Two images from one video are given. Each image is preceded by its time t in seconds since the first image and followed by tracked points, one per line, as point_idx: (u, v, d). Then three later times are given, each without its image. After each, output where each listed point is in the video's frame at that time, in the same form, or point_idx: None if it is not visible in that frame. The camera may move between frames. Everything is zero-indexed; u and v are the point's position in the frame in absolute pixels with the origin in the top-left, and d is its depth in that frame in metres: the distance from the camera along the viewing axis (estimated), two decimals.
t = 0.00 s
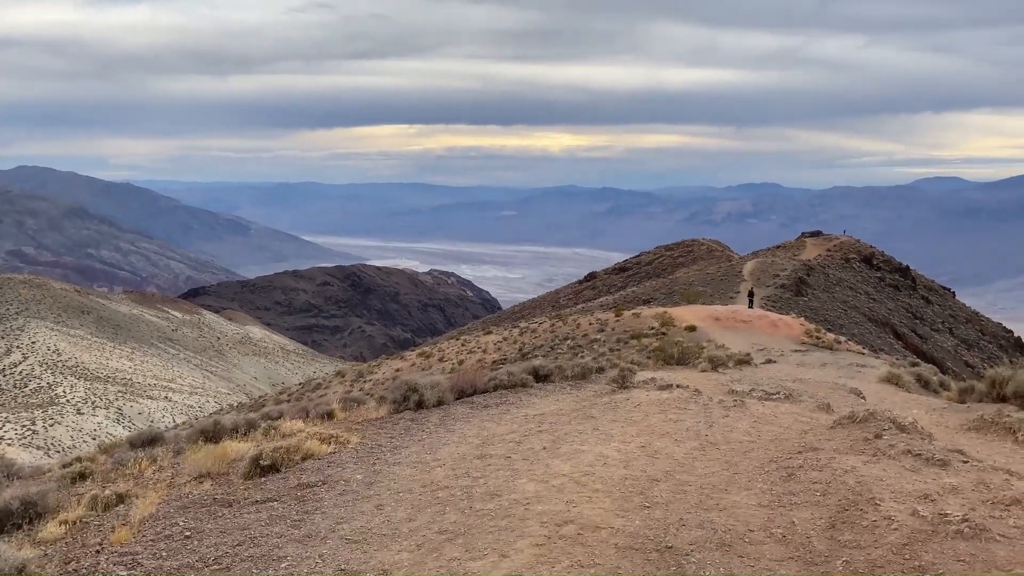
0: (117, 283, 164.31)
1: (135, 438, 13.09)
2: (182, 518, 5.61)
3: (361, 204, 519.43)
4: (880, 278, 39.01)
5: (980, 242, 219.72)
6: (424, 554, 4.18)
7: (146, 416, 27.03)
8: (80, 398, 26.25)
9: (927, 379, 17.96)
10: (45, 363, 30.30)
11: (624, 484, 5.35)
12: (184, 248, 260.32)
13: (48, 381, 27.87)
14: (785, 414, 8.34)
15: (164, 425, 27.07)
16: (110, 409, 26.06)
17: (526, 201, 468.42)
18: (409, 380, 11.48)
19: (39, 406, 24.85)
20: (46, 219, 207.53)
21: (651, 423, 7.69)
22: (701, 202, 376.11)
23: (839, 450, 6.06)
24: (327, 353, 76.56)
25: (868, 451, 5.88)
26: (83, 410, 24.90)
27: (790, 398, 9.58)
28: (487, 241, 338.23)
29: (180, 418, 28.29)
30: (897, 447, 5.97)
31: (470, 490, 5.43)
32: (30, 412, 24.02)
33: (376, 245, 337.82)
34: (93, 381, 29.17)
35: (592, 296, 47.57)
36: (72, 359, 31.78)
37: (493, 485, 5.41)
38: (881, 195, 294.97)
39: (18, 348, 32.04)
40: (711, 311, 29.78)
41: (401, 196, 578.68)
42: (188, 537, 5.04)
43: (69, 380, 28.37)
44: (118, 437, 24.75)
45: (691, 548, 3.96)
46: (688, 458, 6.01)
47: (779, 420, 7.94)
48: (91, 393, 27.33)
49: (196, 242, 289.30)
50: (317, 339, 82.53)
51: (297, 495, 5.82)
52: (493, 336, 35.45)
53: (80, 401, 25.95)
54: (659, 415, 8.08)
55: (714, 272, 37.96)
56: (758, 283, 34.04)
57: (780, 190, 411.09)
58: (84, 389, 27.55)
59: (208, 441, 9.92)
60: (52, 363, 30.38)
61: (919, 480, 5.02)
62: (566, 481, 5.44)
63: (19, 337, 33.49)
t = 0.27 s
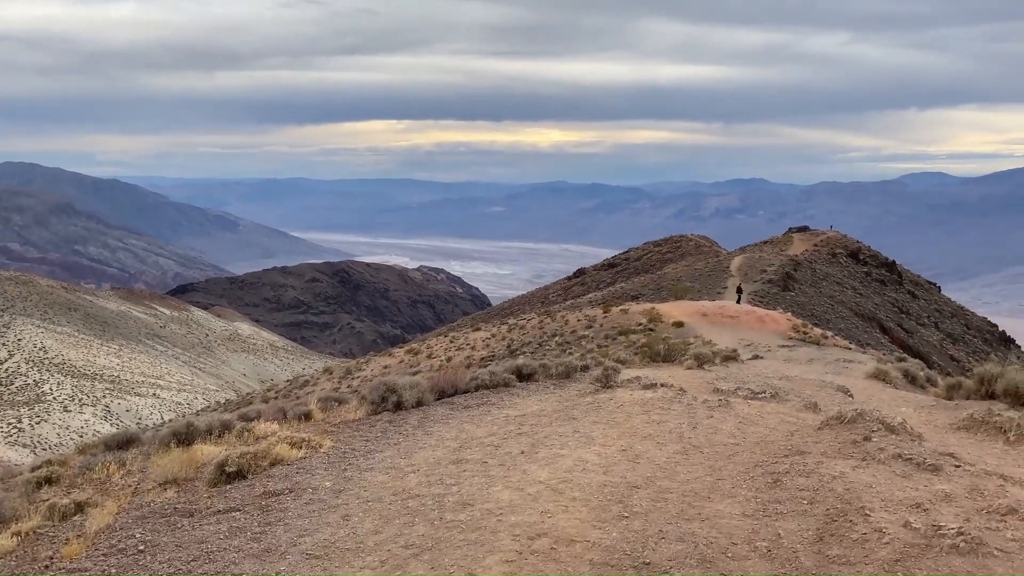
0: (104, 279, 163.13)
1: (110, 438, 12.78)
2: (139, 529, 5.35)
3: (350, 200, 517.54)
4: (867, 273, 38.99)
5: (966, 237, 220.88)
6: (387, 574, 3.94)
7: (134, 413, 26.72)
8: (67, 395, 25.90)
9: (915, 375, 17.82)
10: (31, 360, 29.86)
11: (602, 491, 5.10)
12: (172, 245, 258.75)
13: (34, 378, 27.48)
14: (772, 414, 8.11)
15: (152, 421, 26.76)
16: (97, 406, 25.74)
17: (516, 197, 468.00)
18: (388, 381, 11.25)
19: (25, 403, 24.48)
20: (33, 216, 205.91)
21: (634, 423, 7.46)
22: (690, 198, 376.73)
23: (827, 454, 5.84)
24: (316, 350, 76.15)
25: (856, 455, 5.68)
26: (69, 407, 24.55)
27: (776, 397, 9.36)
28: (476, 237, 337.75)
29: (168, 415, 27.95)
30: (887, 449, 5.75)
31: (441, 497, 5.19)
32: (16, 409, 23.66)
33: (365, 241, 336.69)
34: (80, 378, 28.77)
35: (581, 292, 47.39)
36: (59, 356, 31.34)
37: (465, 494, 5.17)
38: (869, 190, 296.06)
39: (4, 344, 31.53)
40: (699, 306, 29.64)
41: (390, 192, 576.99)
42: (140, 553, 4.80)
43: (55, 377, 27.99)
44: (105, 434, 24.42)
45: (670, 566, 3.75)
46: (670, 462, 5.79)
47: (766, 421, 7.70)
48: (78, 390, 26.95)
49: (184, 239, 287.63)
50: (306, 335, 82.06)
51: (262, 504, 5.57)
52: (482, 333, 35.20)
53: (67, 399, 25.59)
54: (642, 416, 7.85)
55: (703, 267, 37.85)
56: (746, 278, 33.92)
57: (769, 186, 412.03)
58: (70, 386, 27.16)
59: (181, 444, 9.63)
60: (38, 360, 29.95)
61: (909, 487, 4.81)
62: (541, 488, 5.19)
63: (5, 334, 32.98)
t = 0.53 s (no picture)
0: (89, 281, 161.77)
1: (83, 447, 12.46)
2: (91, 554, 5.09)
3: (337, 201, 515.87)
4: (853, 273, 38.96)
5: (951, 236, 222.32)
6: None
7: (119, 416, 26.29)
8: (50, 398, 25.43)
9: (900, 377, 17.75)
10: (14, 362, 29.37)
11: (576, 514, 4.88)
12: (157, 246, 257.07)
13: (17, 380, 27.01)
14: (755, 424, 7.91)
15: (138, 424, 26.34)
16: (82, 409, 25.29)
17: (504, 197, 467.69)
18: (365, 389, 11.01)
19: (7, 406, 24.01)
20: (16, 218, 204.09)
21: (615, 435, 7.23)
22: (677, 198, 377.62)
23: (809, 469, 5.65)
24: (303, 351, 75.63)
25: (842, 471, 5.48)
26: (53, 411, 24.10)
27: (759, 404, 9.15)
28: (464, 238, 337.34)
29: (154, 418, 27.54)
30: (873, 465, 5.55)
31: (407, 519, 4.97)
32: None
33: (353, 242, 335.64)
34: (64, 381, 28.32)
35: (568, 292, 47.20)
36: (42, 359, 30.85)
37: (433, 517, 4.93)
38: (854, 190, 297.65)
39: None
40: (686, 307, 29.51)
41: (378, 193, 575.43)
42: None
43: (38, 380, 27.52)
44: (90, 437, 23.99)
45: None
46: (649, 479, 5.58)
47: (751, 431, 7.49)
48: (62, 393, 26.51)
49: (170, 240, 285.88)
50: (293, 337, 81.55)
51: (222, 526, 5.31)
52: (469, 334, 34.93)
53: (51, 402, 25.14)
54: (622, 426, 7.63)
55: (690, 268, 37.74)
56: (732, 279, 33.82)
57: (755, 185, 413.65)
58: (54, 389, 26.72)
59: (151, 456, 9.34)
60: (21, 362, 29.46)
61: (894, 509, 4.63)
62: (514, 509, 4.97)
63: None
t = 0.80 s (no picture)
0: (72, 285, 160.37)
1: (55, 454, 12.14)
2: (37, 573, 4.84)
3: (323, 204, 514.15)
4: (838, 275, 39.04)
5: (933, 238, 224.10)
6: None
7: (101, 422, 25.88)
8: (31, 403, 24.99)
9: (883, 380, 17.71)
10: None
11: (543, 527, 4.71)
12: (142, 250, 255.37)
13: None
14: (735, 431, 7.74)
15: (121, 430, 25.93)
16: (63, 415, 24.85)
17: (490, 200, 467.47)
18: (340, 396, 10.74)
19: None
20: None
21: (591, 443, 7.05)
22: (663, 201, 378.85)
23: (789, 479, 5.48)
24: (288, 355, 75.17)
25: (820, 480, 5.34)
26: (34, 416, 23.67)
27: (740, 410, 9.00)
28: (451, 240, 336.85)
29: (137, 423, 27.14)
30: (852, 473, 5.40)
31: (367, 534, 4.76)
32: None
33: (339, 244, 334.78)
34: (45, 386, 27.86)
35: (554, 295, 47.08)
36: (23, 364, 30.36)
37: (394, 533, 4.75)
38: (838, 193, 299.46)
39: None
40: (670, 310, 29.44)
41: (364, 195, 573.88)
42: None
43: (18, 385, 27.05)
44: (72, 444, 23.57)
45: None
46: (620, 490, 5.41)
47: (731, 440, 7.32)
48: (43, 399, 26.07)
49: (154, 243, 284.06)
50: (278, 340, 81.02)
51: (177, 541, 5.09)
52: (454, 337, 34.70)
53: (32, 407, 24.70)
54: (599, 434, 7.45)
55: (676, 270, 37.69)
56: (718, 281, 33.79)
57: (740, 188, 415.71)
58: (35, 394, 26.26)
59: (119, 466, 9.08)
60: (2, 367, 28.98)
61: (872, 520, 4.48)
62: (479, 522, 4.78)
63: None
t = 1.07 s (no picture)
0: (51, 288, 158.49)
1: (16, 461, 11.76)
2: None
3: (306, 207, 511.81)
4: (818, 277, 39.14)
5: (913, 240, 226.05)
6: None
7: (80, 426, 25.35)
8: (8, 407, 24.43)
9: (861, 381, 17.63)
10: None
11: (505, 538, 4.50)
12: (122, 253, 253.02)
13: None
14: (710, 435, 7.53)
15: (100, 434, 25.41)
16: (41, 419, 24.30)
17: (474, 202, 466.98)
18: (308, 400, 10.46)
19: None
20: None
21: (562, 448, 6.84)
22: (647, 203, 379.97)
23: (763, 485, 5.30)
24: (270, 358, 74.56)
25: (794, 487, 5.16)
26: (11, 420, 23.11)
27: (715, 413, 8.82)
28: (434, 243, 336.11)
29: (117, 427, 26.64)
30: (827, 479, 5.22)
31: (321, 549, 4.52)
32: None
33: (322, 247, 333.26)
34: (22, 390, 27.28)
35: (537, 297, 46.90)
36: None
37: (350, 545, 4.54)
38: (819, 195, 301.42)
39: None
40: (651, 311, 29.34)
41: (347, 198, 571.82)
42: None
43: None
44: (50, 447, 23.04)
45: None
46: (588, 498, 5.20)
47: (706, 443, 7.12)
48: (20, 402, 25.49)
49: (135, 246, 281.51)
50: (260, 343, 80.32)
51: (123, 556, 4.84)
52: (436, 340, 34.39)
53: (8, 411, 24.13)
54: (570, 438, 7.23)
55: (657, 272, 37.60)
56: (699, 283, 33.73)
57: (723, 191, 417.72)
58: (12, 398, 25.68)
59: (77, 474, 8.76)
60: None
61: (845, 529, 4.31)
62: (437, 536, 4.55)
63: None
